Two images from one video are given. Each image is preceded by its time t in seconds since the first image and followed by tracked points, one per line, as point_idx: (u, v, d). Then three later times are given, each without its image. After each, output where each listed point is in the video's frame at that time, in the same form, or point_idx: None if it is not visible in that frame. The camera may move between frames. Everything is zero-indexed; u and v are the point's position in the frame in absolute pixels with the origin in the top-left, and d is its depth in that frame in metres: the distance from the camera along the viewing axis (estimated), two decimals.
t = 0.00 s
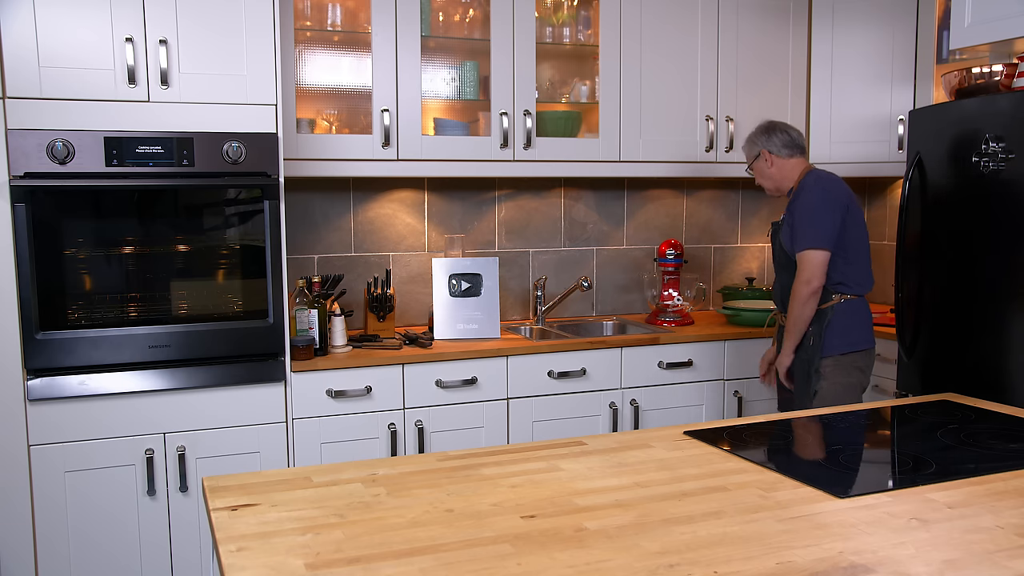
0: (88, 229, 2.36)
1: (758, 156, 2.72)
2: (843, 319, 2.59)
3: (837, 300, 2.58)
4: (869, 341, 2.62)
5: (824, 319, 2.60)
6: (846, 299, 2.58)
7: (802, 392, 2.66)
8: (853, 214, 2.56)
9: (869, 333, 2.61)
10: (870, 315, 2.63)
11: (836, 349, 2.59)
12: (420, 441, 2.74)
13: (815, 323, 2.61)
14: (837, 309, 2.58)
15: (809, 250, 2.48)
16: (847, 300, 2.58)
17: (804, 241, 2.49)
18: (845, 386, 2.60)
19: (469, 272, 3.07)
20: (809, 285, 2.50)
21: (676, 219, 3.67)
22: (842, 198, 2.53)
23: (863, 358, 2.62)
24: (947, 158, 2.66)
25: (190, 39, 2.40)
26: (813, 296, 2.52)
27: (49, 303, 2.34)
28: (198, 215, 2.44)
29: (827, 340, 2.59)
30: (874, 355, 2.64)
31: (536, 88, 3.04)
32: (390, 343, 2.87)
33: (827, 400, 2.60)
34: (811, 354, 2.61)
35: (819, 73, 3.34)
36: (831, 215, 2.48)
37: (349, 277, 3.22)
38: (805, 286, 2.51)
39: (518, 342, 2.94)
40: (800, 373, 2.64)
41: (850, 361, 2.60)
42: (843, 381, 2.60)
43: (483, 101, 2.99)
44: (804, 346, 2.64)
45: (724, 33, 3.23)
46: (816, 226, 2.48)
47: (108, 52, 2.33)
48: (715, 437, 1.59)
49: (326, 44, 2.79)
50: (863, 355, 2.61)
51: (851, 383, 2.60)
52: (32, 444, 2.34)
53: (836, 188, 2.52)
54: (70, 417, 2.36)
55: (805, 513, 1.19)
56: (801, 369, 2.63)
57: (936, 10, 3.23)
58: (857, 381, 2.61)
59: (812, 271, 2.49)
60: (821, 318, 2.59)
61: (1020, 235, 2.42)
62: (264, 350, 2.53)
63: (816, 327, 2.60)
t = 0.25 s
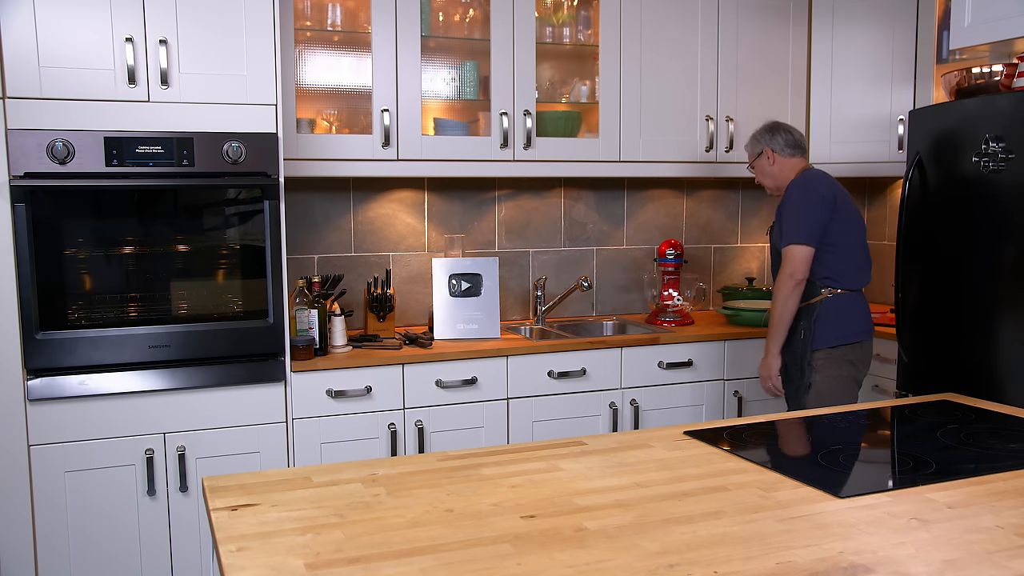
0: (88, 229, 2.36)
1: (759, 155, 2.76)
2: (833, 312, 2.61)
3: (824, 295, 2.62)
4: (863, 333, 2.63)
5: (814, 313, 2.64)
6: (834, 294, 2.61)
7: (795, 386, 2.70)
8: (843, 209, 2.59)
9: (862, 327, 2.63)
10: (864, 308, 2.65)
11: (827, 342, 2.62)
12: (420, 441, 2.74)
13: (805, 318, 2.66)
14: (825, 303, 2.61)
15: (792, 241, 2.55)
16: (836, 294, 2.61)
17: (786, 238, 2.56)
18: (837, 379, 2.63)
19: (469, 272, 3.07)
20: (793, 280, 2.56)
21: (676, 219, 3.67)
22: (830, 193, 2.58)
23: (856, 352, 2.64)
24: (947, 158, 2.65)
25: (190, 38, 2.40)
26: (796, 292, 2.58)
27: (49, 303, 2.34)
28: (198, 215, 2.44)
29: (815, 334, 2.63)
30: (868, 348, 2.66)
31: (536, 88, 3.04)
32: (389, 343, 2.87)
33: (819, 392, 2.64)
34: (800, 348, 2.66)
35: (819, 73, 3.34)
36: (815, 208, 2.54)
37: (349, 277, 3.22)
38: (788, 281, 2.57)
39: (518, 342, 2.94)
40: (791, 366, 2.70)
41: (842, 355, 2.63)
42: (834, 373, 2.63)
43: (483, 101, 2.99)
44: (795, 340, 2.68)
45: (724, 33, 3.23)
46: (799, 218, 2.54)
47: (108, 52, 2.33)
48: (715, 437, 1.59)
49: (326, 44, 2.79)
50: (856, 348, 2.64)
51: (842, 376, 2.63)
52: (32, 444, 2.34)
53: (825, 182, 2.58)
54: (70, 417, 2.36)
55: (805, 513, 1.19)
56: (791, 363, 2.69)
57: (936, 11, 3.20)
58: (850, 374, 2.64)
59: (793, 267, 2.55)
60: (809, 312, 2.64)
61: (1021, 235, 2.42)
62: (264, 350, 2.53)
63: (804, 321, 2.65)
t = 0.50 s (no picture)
0: (88, 229, 2.36)
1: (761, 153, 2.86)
2: (825, 307, 2.71)
3: (814, 290, 2.71)
4: (857, 327, 2.70)
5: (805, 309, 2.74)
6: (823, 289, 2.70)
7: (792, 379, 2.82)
8: (826, 205, 2.67)
9: (855, 320, 2.71)
10: (857, 302, 2.72)
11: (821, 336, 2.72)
12: (420, 441, 2.74)
13: (797, 314, 2.76)
14: (815, 298, 2.71)
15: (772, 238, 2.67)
16: (828, 288, 2.70)
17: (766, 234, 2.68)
18: (830, 372, 2.74)
19: (469, 273, 3.07)
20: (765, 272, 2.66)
21: (676, 219, 3.67)
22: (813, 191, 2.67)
23: (850, 345, 2.72)
24: (948, 158, 2.65)
25: (190, 39, 2.40)
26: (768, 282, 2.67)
27: (49, 303, 2.34)
28: (198, 215, 2.44)
29: (807, 329, 2.73)
30: (863, 341, 2.74)
31: (536, 88, 3.04)
32: (390, 343, 2.87)
33: (812, 387, 2.75)
34: (794, 344, 2.78)
35: (819, 73, 3.35)
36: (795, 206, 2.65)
37: (349, 277, 3.22)
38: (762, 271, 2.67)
39: (518, 342, 2.94)
40: (788, 361, 2.82)
41: (835, 348, 2.73)
42: (827, 367, 2.73)
43: (483, 101, 2.99)
44: (790, 335, 2.80)
45: (724, 33, 3.23)
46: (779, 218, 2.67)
47: (108, 52, 2.33)
48: (715, 437, 1.59)
49: (326, 44, 2.79)
50: (850, 342, 2.72)
51: (835, 370, 2.73)
52: (32, 444, 2.34)
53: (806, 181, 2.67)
54: (70, 417, 2.36)
55: (805, 513, 1.19)
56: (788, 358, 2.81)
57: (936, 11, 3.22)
58: (844, 367, 2.73)
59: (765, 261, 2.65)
60: (800, 308, 2.74)
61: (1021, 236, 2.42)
62: (264, 350, 2.53)
63: (796, 317, 2.76)
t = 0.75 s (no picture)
0: (88, 229, 2.36)
1: (764, 154, 2.89)
2: (817, 304, 2.72)
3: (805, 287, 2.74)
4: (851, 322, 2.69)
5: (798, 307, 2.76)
6: (813, 286, 2.72)
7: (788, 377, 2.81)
8: (813, 204, 2.71)
9: (848, 317, 2.70)
10: (851, 297, 2.71)
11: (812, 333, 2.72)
12: (420, 441, 2.74)
13: (790, 312, 2.78)
14: (806, 295, 2.73)
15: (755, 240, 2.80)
16: (818, 284, 2.71)
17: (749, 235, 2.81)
18: (824, 370, 2.72)
19: (469, 272, 3.07)
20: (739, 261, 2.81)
21: (676, 219, 3.67)
22: (800, 192, 2.72)
23: (844, 341, 2.71)
24: (948, 158, 2.65)
25: (190, 39, 2.40)
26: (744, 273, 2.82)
27: (49, 303, 2.34)
28: (198, 215, 2.44)
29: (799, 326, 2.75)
30: (858, 337, 2.72)
31: (536, 88, 3.04)
32: (390, 343, 2.87)
33: (805, 384, 2.74)
34: (789, 341, 2.79)
35: (819, 72, 3.35)
36: (776, 209, 2.74)
37: (349, 277, 3.22)
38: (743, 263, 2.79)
39: (518, 342, 2.94)
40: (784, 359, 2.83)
41: (828, 346, 2.71)
42: (820, 363, 2.72)
43: (483, 101, 2.99)
44: (784, 333, 2.81)
45: (724, 33, 3.23)
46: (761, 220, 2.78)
47: (108, 52, 2.33)
48: (715, 437, 1.59)
49: (326, 44, 2.79)
50: (844, 338, 2.70)
51: (828, 366, 2.71)
52: (32, 444, 2.34)
53: (788, 184, 2.73)
54: (70, 417, 2.36)
55: (805, 513, 1.19)
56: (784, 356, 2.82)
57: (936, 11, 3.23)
58: (837, 364, 2.71)
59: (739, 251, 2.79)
60: (792, 306, 2.77)
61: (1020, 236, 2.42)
62: (263, 350, 2.53)
63: (789, 314, 2.78)
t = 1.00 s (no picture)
0: (88, 229, 2.36)
1: (763, 155, 2.88)
2: (812, 305, 2.72)
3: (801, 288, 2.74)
4: (845, 323, 2.69)
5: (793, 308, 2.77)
6: (808, 287, 2.72)
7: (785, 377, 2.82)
8: (808, 208, 2.71)
9: (844, 317, 2.70)
10: (846, 298, 2.70)
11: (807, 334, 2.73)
12: (420, 441, 2.74)
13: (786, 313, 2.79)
14: (802, 296, 2.74)
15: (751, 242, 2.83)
16: (812, 286, 2.72)
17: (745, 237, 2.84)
18: (819, 370, 2.73)
19: (469, 272, 3.07)
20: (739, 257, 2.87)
21: (676, 219, 3.67)
22: (796, 195, 2.73)
23: (839, 342, 2.71)
24: (947, 158, 2.66)
25: (190, 38, 2.40)
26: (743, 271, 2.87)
27: (49, 303, 2.34)
28: (198, 215, 2.44)
29: (795, 328, 2.75)
30: (855, 337, 2.71)
31: (536, 88, 3.04)
32: (390, 343, 2.87)
33: (801, 385, 2.75)
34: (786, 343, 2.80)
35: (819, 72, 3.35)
36: (771, 212, 2.75)
37: (349, 277, 3.22)
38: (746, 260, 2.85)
39: (518, 342, 2.94)
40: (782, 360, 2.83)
41: (823, 346, 2.72)
42: (816, 364, 2.72)
43: (483, 101, 2.99)
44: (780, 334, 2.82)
45: (724, 33, 3.23)
46: (756, 223, 2.80)
47: (108, 52, 2.33)
48: (715, 437, 1.59)
49: (326, 44, 2.79)
50: (840, 339, 2.70)
51: (824, 367, 2.72)
52: (32, 444, 2.34)
53: (783, 188, 2.74)
54: (70, 417, 2.36)
55: (805, 513, 1.19)
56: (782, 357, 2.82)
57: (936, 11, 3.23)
58: (832, 364, 2.72)
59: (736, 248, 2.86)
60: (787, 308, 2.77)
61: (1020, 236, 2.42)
62: (263, 350, 2.53)
63: (785, 316, 2.79)
